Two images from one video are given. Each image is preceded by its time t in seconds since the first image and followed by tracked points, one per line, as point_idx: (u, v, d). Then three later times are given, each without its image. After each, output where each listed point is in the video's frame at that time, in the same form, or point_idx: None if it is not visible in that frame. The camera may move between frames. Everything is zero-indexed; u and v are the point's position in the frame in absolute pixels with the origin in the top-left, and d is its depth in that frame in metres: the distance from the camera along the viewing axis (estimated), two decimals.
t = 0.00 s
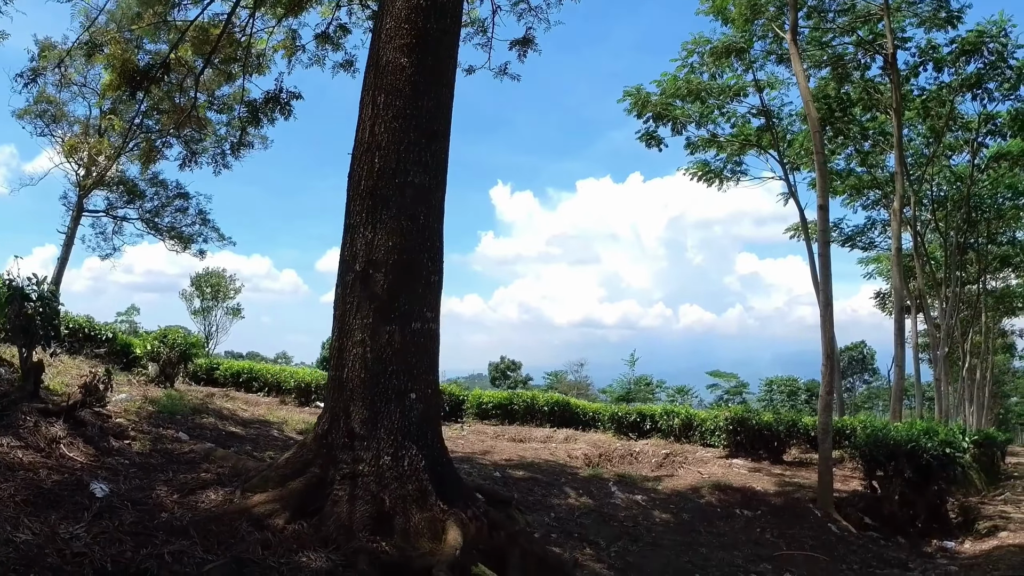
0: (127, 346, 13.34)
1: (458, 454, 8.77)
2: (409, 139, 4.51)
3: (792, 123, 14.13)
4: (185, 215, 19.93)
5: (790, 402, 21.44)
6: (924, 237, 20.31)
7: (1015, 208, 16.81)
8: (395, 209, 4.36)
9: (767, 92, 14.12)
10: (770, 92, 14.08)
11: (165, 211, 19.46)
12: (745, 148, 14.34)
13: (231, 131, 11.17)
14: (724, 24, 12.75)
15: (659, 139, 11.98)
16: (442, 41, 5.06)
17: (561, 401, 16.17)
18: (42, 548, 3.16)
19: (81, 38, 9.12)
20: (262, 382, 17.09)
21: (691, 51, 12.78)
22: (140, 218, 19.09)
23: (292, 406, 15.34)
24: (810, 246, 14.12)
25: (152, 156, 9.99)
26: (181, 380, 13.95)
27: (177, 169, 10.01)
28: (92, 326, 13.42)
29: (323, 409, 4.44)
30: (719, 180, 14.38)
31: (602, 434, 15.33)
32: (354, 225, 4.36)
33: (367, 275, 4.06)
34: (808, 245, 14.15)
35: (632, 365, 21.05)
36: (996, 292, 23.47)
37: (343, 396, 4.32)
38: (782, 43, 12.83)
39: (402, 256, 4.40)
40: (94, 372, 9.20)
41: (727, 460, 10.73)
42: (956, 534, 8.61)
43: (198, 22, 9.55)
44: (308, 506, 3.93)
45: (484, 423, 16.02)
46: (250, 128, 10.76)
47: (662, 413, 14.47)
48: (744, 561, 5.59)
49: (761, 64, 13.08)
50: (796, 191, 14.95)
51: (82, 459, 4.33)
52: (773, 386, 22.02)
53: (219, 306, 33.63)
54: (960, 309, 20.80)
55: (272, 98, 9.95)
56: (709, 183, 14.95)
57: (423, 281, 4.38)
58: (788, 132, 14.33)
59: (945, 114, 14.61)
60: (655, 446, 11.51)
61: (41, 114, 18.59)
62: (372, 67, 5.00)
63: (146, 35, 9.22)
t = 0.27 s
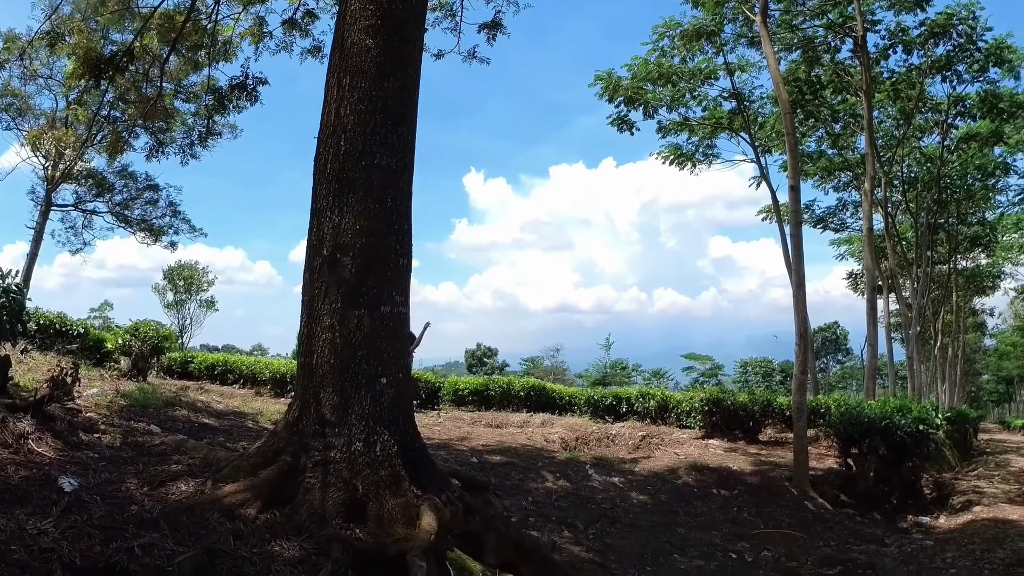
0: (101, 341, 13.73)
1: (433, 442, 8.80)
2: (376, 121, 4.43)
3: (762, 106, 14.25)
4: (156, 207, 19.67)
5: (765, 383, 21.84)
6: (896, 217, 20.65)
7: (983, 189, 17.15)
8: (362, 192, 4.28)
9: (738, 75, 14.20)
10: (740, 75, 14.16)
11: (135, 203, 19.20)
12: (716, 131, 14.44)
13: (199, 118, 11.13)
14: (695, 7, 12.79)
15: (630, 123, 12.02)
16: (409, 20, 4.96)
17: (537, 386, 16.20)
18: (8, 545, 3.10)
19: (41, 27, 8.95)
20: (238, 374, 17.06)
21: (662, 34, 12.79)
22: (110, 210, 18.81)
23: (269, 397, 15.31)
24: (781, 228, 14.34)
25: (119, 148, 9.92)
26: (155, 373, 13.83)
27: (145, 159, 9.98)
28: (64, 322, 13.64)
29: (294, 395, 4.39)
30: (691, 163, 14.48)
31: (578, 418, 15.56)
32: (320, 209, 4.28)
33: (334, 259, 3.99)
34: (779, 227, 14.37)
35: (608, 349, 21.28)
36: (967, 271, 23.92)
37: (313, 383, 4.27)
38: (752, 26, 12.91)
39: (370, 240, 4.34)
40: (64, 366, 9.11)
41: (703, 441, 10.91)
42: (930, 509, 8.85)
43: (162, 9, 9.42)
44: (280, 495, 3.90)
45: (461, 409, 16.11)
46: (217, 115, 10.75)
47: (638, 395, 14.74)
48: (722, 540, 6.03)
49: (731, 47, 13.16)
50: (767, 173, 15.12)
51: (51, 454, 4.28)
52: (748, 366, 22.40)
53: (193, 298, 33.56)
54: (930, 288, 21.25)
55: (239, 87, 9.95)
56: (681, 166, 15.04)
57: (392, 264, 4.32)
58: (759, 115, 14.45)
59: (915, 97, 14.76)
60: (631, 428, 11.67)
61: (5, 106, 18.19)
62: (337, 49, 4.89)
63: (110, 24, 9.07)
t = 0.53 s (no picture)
0: (74, 335, 13.78)
1: (412, 426, 8.85)
2: (342, 103, 4.39)
3: (736, 88, 14.32)
4: (128, 198, 19.40)
5: (743, 363, 22.19)
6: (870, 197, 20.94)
7: (955, 169, 17.44)
8: (328, 174, 4.26)
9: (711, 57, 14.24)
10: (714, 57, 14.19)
11: (106, 195, 18.91)
12: (691, 113, 14.49)
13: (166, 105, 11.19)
14: None
15: (604, 106, 12.02)
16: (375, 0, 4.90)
17: (514, 369, 16.46)
18: None
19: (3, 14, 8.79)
20: (215, 365, 16.99)
21: (635, 17, 12.77)
22: (81, 202, 18.52)
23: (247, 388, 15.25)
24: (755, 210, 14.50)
25: (89, 138, 9.94)
26: (130, 366, 13.70)
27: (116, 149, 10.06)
28: (35, 316, 13.53)
29: (265, 380, 4.37)
30: (665, 145, 14.53)
31: (557, 401, 15.72)
32: (286, 191, 4.25)
33: (301, 241, 3.97)
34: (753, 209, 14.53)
35: (585, 333, 21.41)
36: (940, 251, 24.35)
37: (284, 366, 4.25)
38: (724, 8, 12.95)
39: (338, 223, 4.32)
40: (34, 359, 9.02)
41: (681, 421, 11.05)
42: (907, 484, 9.03)
43: None
44: (253, 480, 3.90)
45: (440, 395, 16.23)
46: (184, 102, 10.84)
47: (615, 377, 14.90)
48: (701, 518, 6.43)
49: (704, 29, 13.20)
50: (741, 155, 15.24)
51: (20, 446, 4.23)
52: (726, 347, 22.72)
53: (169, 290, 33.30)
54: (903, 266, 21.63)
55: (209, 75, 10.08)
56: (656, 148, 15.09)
57: (360, 247, 4.31)
58: (733, 97, 14.54)
59: (887, 78, 14.89)
60: (607, 409, 11.80)
61: None
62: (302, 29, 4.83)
63: (75, 11, 8.94)
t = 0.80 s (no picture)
0: (51, 329, 13.66)
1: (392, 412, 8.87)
2: (309, 87, 4.33)
3: (712, 71, 14.38)
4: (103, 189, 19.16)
5: (723, 345, 22.42)
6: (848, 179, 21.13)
7: (931, 151, 17.64)
8: (297, 158, 4.20)
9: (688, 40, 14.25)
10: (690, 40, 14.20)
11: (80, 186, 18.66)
12: (667, 96, 14.53)
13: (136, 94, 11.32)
14: None
15: (581, 89, 12.03)
16: None
17: (495, 354, 16.52)
18: None
19: None
20: (195, 356, 16.91)
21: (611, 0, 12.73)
22: (55, 194, 18.27)
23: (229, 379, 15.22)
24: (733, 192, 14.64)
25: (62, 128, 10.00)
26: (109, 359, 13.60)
27: (90, 138, 10.17)
28: (11, 311, 13.38)
29: (236, 367, 4.34)
30: (643, 129, 14.57)
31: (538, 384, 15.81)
32: (253, 176, 4.19)
33: (269, 225, 3.92)
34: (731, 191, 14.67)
35: (566, 317, 21.56)
36: (917, 232, 24.69)
37: (255, 353, 4.22)
38: None
39: (307, 208, 4.27)
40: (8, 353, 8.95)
41: (660, 402, 11.17)
42: (885, 463, 9.19)
43: None
44: (226, 468, 3.89)
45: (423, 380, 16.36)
46: (155, 90, 11.02)
47: (595, 360, 15.03)
48: (680, 499, 6.55)
49: (681, 12, 13.22)
50: (718, 138, 15.35)
51: None
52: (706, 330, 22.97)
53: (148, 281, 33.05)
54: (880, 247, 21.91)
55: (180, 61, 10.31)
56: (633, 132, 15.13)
57: (330, 230, 4.27)
58: (709, 80, 14.58)
59: (864, 61, 14.98)
60: (587, 392, 11.87)
61: None
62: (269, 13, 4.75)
63: None
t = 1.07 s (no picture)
0: (28, 323, 13.51)
1: (372, 401, 8.87)
2: (278, 74, 4.29)
3: (691, 57, 14.39)
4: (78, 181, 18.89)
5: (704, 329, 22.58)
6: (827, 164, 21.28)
7: (909, 136, 17.80)
8: (266, 146, 4.17)
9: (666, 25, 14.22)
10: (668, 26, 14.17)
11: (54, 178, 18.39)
12: (646, 82, 14.52)
13: (109, 85, 11.37)
14: None
15: (558, 75, 12.00)
16: None
17: (476, 341, 16.52)
18: None
19: None
20: (176, 349, 16.80)
21: None
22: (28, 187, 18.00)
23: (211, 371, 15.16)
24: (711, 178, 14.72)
25: (34, 119, 9.98)
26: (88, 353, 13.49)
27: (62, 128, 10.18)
28: None
29: (209, 356, 4.32)
30: (621, 115, 14.57)
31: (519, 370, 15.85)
32: (222, 165, 4.15)
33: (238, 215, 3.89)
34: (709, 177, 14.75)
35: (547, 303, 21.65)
36: (896, 217, 24.95)
37: (227, 342, 4.20)
38: None
39: (277, 196, 4.24)
40: None
41: (640, 387, 11.27)
42: (864, 444, 9.45)
43: None
44: (200, 458, 3.90)
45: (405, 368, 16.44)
46: (128, 80, 11.08)
47: (575, 345, 15.11)
48: (660, 483, 6.64)
49: None
50: (696, 123, 15.41)
51: None
52: (688, 315, 23.17)
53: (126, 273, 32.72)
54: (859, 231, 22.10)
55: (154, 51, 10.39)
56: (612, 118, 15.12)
57: (300, 218, 4.24)
58: (687, 66, 14.59)
59: (842, 45, 15.03)
60: (568, 378, 11.93)
61: None
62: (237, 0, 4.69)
63: None
